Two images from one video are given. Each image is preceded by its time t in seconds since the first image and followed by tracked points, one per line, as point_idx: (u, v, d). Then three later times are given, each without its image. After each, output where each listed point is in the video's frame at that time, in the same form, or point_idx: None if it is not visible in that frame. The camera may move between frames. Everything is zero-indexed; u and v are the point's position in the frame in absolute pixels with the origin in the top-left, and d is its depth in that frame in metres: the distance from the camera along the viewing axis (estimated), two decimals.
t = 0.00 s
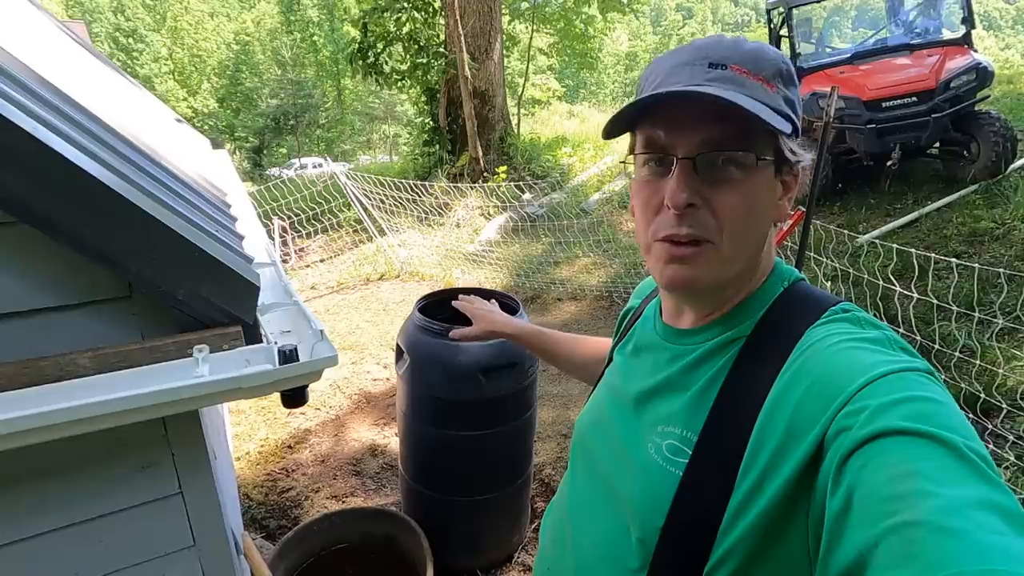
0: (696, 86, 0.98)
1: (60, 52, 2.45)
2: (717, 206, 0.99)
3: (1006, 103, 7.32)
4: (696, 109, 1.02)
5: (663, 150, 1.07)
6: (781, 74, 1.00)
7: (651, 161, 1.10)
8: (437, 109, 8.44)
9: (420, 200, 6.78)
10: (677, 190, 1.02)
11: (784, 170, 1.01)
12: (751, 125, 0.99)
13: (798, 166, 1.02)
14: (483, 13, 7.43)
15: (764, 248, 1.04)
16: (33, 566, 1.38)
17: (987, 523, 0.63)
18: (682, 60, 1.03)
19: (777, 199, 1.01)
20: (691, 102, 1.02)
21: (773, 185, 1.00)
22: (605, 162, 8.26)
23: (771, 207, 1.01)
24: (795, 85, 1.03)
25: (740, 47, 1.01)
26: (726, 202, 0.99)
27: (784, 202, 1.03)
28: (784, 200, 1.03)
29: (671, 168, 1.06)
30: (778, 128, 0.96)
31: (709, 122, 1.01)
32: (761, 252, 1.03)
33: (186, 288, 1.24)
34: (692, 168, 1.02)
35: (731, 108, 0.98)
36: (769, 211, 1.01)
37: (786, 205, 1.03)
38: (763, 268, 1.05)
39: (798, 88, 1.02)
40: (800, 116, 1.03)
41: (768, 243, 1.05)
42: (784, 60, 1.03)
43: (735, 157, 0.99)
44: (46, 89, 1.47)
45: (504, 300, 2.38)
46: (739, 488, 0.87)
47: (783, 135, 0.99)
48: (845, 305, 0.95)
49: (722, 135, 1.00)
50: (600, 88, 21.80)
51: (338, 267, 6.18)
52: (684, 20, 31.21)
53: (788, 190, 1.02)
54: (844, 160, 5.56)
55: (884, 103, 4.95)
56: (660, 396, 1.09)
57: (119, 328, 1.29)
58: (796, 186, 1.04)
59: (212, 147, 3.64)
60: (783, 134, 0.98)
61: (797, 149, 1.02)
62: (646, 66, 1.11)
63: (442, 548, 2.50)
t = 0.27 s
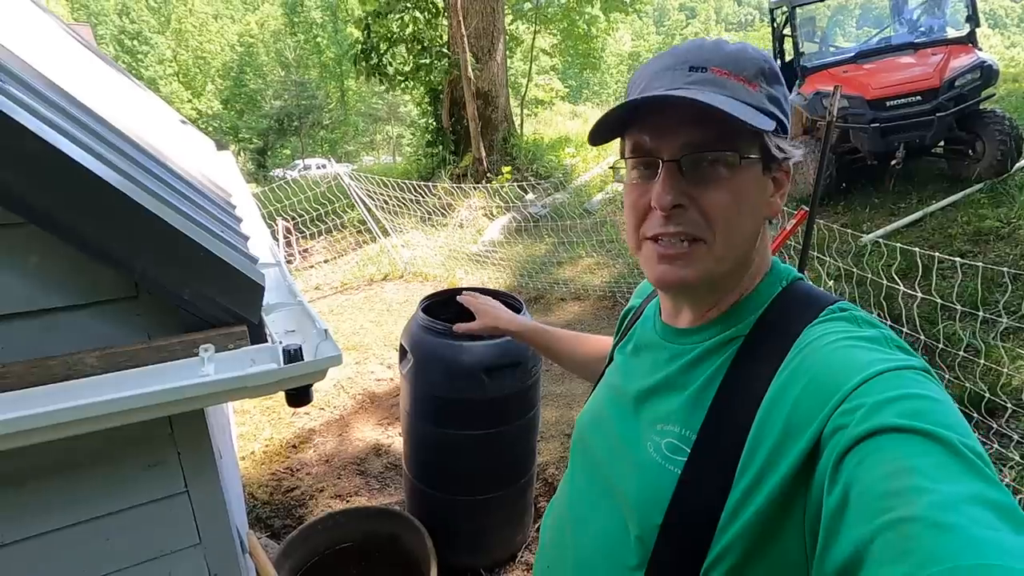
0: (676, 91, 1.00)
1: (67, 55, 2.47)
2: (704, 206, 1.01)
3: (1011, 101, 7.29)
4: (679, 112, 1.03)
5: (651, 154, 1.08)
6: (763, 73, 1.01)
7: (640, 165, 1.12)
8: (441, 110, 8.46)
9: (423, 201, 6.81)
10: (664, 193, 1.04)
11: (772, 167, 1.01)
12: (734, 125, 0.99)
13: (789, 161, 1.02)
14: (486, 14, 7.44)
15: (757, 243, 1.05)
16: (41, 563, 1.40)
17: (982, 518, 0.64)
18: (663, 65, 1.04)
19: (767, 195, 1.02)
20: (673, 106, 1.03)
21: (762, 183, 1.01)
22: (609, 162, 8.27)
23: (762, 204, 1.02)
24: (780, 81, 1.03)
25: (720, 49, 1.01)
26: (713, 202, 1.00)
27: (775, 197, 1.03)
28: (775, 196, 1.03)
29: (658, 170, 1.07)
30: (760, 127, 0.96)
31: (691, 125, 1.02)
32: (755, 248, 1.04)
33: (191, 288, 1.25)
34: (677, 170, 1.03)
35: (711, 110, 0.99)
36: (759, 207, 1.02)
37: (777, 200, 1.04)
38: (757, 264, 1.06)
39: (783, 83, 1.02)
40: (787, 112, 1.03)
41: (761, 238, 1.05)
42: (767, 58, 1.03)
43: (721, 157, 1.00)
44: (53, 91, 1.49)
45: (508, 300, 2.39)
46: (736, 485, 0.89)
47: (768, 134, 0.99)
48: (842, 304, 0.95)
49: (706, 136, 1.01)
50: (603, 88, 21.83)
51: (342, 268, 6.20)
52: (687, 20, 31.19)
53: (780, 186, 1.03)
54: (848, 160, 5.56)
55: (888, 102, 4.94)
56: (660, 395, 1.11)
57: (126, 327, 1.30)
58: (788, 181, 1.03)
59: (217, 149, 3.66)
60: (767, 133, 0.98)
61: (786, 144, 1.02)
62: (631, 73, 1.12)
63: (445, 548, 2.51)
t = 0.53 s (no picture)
0: (684, 93, 1.00)
1: (73, 60, 2.48)
2: (709, 209, 1.01)
3: (1015, 101, 7.28)
4: (687, 113, 1.03)
5: (657, 155, 1.08)
6: (772, 77, 1.00)
7: (646, 165, 1.12)
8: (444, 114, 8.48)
9: (426, 204, 6.82)
10: (669, 194, 1.04)
11: (778, 171, 1.01)
12: (740, 128, 0.99)
13: (794, 165, 1.02)
14: (488, 17, 7.45)
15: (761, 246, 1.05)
16: (47, 567, 1.40)
17: (982, 520, 0.64)
18: (672, 66, 1.04)
19: (772, 199, 1.02)
20: (680, 108, 1.03)
21: (766, 186, 1.01)
22: (612, 164, 8.27)
23: (766, 208, 1.02)
24: (788, 85, 1.02)
25: (730, 51, 1.01)
26: (718, 205, 1.00)
27: (780, 200, 1.03)
28: (779, 200, 1.03)
29: (663, 172, 1.08)
30: (767, 130, 0.96)
31: (699, 127, 1.02)
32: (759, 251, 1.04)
33: (197, 292, 1.25)
34: (683, 172, 1.04)
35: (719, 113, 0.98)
36: (763, 211, 1.02)
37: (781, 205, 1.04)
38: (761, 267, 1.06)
39: (791, 86, 1.02)
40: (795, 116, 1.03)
41: (765, 242, 1.05)
42: (776, 62, 1.03)
43: (727, 160, 1.00)
44: (59, 96, 1.49)
45: (513, 304, 2.39)
46: (738, 487, 0.89)
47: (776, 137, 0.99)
48: (843, 306, 0.96)
49: (712, 139, 1.02)
50: (605, 91, 21.87)
51: (345, 271, 6.21)
52: (689, 22, 31.22)
53: (785, 190, 1.03)
54: (852, 161, 5.55)
55: (891, 102, 4.93)
56: (661, 397, 1.11)
57: (132, 332, 1.30)
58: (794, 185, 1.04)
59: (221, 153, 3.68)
60: (773, 137, 0.98)
61: (792, 149, 1.02)
62: (639, 71, 1.12)
63: (450, 551, 2.51)
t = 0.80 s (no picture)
0: (688, 95, 1.00)
1: (74, 68, 2.49)
2: (711, 212, 1.01)
3: (1015, 99, 7.27)
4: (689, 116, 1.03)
5: (660, 157, 1.08)
6: (776, 80, 1.00)
7: (649, 167, 1.11)
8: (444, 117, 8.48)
9: (428, 207, 6.83)
10: (671, 197, 1.04)
11: (780, 174, 1.01)
12: (743, 132, 1.00)
13: (796, 169, 1.03)
14: (487, 21, 7.46)
15: (762, 250, 1.05)
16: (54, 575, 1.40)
17: (981, 522, 0.64)
18: (676, 68, 1.04)
19: (774, 203, 1.02)
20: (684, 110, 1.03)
21: (769, 189, 1.01)
22: (612, 166, 8.28)
23: (768, 211, 1.02)
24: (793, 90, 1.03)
25: (734, 54, 1.01)
26: (720, 208, 1.00)
27: (781, 204, 1.03)
28: (780, 203, 1.04)
29: (666, 174, 1.07)
30: (771, 134, 0.96)
31: (703, 129, 1.02)
32: (760, 254, 1.04)
33: (201, 299, 1.25)
34: (686, 174, 1.03)
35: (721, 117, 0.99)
36: (765, 214, 1.02)
37: (783, 209, 1.04)
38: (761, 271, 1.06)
39: (794, 91, 1.02)
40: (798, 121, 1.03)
41: (766, 245, 1.06)
42: (781, 66, 1.03)
43: (730, 163, 1.00)
44: (62, 105, 1.50)
45: (516, 307, 2.39)
46: (739, 490, 0.89)
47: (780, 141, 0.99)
48: (844, 308, 0.95)
49: (716, 141, 1.02)
50: (604, 93, 21.92)
51: (348, 275, 6.22)
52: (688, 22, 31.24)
53: (786, 194, 1.03)
54: (853, 160, 5.55)
55: (892, 101, 4.92)
56: (661, 399, 1.11)
57: (136, 339, 1.30)
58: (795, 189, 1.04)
59: (222, 159, 3.68)
60: (776, 141, 0.98)
61: (795, 153, 1.02)
62: (643, 72, 1.12)
63: (454, 555, 2.51)
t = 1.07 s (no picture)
0: (688, 101, 0.99)
1: (71, 73, 2.48)
2: (713, 216, 1.00)
3: (1015, 92, 7.27)
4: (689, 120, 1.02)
5: (660, 160, 1.07)
6: (777, 82, 1.00)
7: (649, 170, 1.11)
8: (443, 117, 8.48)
9: (427, 208, 6.82)
10: (672, 202, 1.03)
11: (781, 177, 1.01)
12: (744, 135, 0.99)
13: (798, 171, 1.02)
14: (485, 20, 7.45)
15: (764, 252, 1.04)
16: None
17: (984, 525, 0.64)
18: (676, 72, 1.03)
19: (775, 205, 1.01)
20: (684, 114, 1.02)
21: (770, 192, 1.00)
22: (611, 164, 8.27)
23: (769, 213, 1.01)
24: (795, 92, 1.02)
25: (735, 56, 1.01)
26: (722, 213, 1.00)
27: (783, 205, 1.03)
28: (782, 205, 1.03)
29: (666, 178, 1.07)
30: (772, 138, 0.96)
31: (704, 133, 1.02)
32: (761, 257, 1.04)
33: (201, 305, 1.25)
34: (687, 179, 1.03)
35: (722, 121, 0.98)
36: (766, 216, 1.01)
37: (785, 211, 1.03)
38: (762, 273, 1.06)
39: (796, 92, 1.01)
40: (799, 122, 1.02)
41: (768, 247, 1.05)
42: (783, 68, 1.02)
43: (731, 167, 1.00)
44: (60, 111, 1.50)
45: (516, 307, 2.39)
46: (741, 491, 0.88)
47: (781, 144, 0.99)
48: (846, 310, 0.95)
49: (717, 145, 1.01)
50: (601, 90, 21.94)
51: (348, 277, 6.21)
52: (685, 19, 31.21)
53: (789, 196, 1.03)
54: (853, 155, 5.54)
55: (891, 96, 4.91)
56: (662, 401, 1.10)
57: (137, 346, 1.30)
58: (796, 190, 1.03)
59: (221, 162, 3.67)
60: (777, 145, 0.97)
61: (796, 154, 1.01)
62: (642, 75, 1.11)
63: (457, 556, 2.51)
